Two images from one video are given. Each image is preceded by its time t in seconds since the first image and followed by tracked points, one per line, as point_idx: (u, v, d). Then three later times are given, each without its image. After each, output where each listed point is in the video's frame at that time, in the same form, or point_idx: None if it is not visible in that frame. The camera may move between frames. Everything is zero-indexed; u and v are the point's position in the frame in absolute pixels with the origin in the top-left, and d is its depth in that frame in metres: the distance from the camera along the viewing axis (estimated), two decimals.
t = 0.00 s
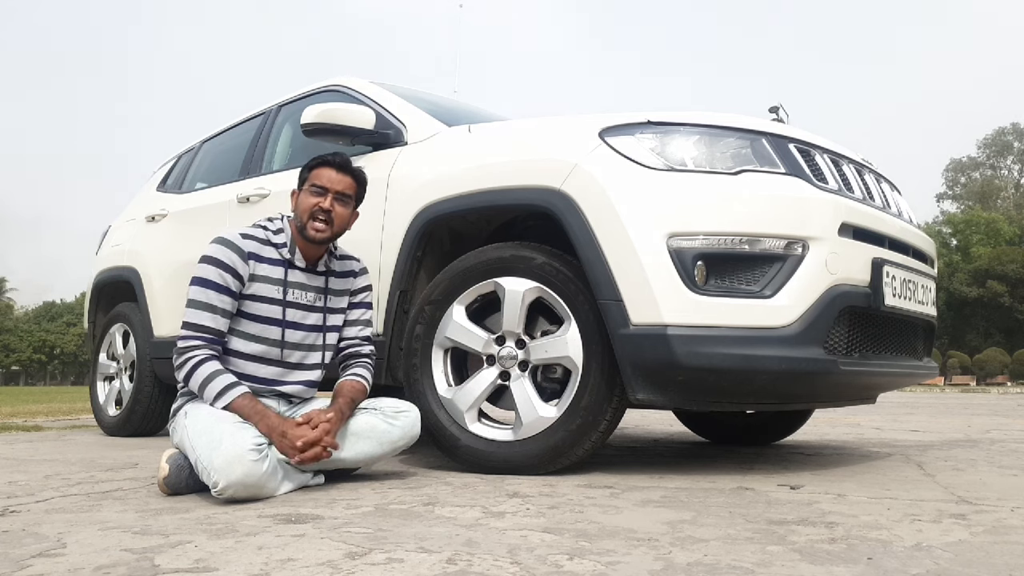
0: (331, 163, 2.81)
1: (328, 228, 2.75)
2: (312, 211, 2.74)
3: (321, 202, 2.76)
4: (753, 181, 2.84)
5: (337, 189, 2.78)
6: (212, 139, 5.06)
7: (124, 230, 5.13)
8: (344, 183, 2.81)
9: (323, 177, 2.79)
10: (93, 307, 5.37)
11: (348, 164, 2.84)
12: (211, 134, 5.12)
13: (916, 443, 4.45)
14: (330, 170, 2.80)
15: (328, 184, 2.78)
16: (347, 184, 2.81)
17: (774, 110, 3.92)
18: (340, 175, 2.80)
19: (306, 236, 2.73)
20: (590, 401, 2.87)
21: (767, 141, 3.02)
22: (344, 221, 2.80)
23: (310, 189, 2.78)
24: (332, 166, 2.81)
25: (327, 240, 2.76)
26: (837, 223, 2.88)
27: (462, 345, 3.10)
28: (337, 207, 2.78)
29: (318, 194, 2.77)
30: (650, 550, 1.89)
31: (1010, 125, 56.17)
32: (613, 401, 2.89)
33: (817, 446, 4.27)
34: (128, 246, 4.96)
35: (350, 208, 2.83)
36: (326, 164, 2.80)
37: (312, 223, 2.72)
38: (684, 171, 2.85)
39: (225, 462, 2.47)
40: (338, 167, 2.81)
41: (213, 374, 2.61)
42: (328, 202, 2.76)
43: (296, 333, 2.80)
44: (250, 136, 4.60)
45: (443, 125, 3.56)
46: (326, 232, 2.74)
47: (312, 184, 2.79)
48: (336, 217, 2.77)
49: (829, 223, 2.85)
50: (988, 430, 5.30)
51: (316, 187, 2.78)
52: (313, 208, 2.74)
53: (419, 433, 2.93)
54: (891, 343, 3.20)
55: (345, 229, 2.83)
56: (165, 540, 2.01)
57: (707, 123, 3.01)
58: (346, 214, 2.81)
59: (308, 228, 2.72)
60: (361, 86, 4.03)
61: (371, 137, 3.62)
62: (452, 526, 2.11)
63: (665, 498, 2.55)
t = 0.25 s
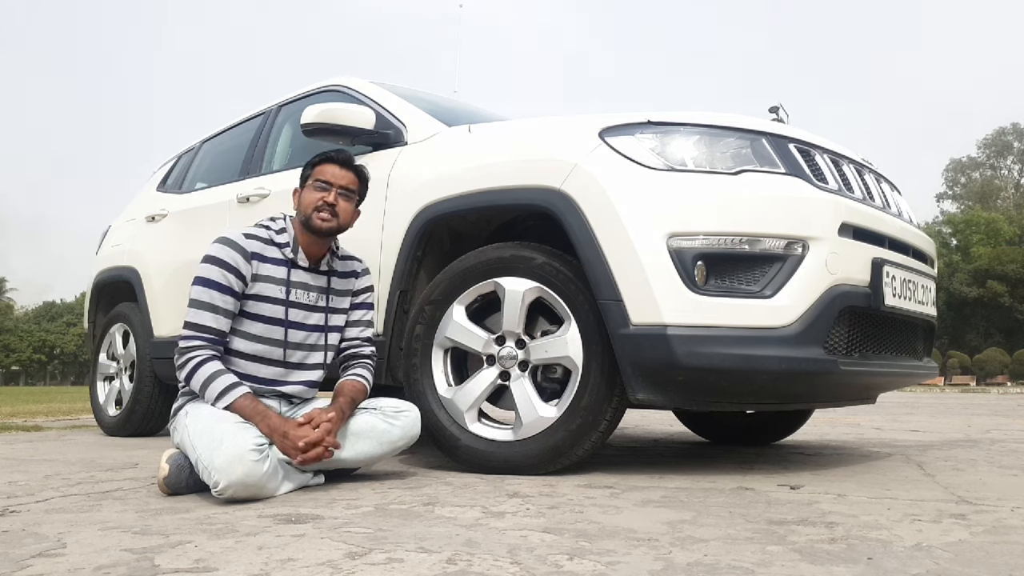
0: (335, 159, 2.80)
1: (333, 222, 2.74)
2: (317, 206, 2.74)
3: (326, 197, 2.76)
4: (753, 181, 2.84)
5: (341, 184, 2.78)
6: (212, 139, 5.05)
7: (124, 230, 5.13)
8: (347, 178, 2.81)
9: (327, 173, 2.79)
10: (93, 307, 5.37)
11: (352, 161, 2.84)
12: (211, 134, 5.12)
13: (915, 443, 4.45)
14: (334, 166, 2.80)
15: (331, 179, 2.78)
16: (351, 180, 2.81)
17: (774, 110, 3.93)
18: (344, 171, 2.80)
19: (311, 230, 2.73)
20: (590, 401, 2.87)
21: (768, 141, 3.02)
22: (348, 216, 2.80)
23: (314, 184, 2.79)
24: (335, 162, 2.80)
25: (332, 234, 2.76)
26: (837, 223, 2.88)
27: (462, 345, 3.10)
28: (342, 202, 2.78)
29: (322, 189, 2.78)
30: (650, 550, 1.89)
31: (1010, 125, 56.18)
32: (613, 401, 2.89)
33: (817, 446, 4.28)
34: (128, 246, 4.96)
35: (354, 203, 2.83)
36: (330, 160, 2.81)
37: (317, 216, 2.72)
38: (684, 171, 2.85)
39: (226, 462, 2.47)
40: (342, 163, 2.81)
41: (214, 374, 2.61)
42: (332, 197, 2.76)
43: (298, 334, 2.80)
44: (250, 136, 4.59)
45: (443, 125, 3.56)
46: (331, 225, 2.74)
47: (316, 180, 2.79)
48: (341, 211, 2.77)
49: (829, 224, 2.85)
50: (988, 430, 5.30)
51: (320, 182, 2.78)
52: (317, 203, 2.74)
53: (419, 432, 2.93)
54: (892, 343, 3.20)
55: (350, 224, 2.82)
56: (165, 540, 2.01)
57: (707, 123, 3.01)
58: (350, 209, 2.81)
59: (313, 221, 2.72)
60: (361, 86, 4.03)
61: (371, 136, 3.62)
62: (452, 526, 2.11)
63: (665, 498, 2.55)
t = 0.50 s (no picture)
0: (339, 174, 2.79)
1: (329, 238, 2.74)
2: (317, 220, 2.73)
3: (326, 212, 2.75)
4: (753, 181, 2.84)
5: (342, 201, 2.77)
6: (212, 139, 5.05)
7: (124, 230, 5.13)
8: (350, 195, 2.79)
9: (329, 187, 2.78)
10: (93, 307, 5.37)
11: (355, 175, 2.83)
12: (212, 134, 5.12)
13: (916, 443, 4.45)
14: (338, 180, 2.78)
15: (333, 195, 2.77)
16: (353, 196, 2.80)
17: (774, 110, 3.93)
18: (348, 187, 2.79)
19: (308, 243, 2.73)
20: (590, 402, 2.87)
21: (768, 141, 3.02)
22: (347, 233, 2.79)
23: (316, 197, 2.78)
24: (340, 176, 2.79)
25: (327, 249, 2.76)
26: (837, 222, 2.88)
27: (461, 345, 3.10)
28: (341, 219, 2.76)
29: (323, 203, 2.76)
30: (650, 550, 1.89)
31: (1010, 125, 56.19)
32: (613, 401, 2.89)
33: (817, 446, 4.28)
34: (128, 246, 4.96)
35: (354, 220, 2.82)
36: (334, 173, 2.79)
37: (316, 232, 2.72)
38: (684, 171, 2.85)
39: (226, 462, 2.47)
40: (346, 178, 2.79)
41: (213, 376, 2.61)
42: (332, 213, 2.75)
43: (298, 337, 2.81)
44: (250, 136, 4.59)
45: (443, 125, 3.56)
46: (326, 241, 2.74)
47: (318, 192, 2.78)
48: (341, 228, 2.76)
49: (829, 224, 2.85)
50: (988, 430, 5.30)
51: (322, 196, 2.77)
52: (316, 217, 2.74)
53: (418, 432, 2.93)
54: (892, 343, 3.20)
55: (348, 240, 2.82)
56: (164, 540, 2.01)
57: (707, 123, 3.01)
58: (349, 226, 2.80)
59: (312, 236, 2.72)
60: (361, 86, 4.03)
61: (371, 137, 3.62)
62: (452, 526, 2.11)
63: (665, 498, 2.55)
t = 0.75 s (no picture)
0: (341, 172, 2.80)
1: (331, 237, 2.74)
2: (318, 220, 2.73)
3: (328, 210, 2.75)
4: (753, 181, 2.84)
5: (344, 199, 2.77)
6: (213, 139, 5.05)
7: (124, 230, 5.14)
8: (352, 193, 2.79)
9: (330, 186, 2.78)
10: (94, 307, 5.38)
11: (356, 173, 2.82)
12: (212, 134, 5.11)
13: (916, 443, 4.45)
14: (339, 178, 2.79)
15: (334, 193, 2.77)
16: (354, 194, 2.79)
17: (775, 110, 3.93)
18: (349, 184, 2.79)
19: (310, 242, 2.74)
20: (591, 402, 2.87)
21: (768, 141, 3.02)
22: (349, 231, 2.79)
23: (317, 196, 2.77)
24: (341, 174, 2.79)
25: (330, 249, 2.76)
26: (838, 222, 2.88)
27: (462, 345, 3.10)
28: (343, 217, 2.76)
29: (324, 203, 2.76)
30: (650, 550, 1.89)
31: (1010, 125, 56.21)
32: (613, 401, 2.89)
33: (817, 445, 4.28)
34: (128, 246, 4.96)
35: (356, 218, 2.82)
36: (334, 172, 2.79)
37: (316, 232, 2.72)
38: (684, 171, 2.85)
39: (226, 462, 2.47)
40: (347, 176, 2.80)
41: (213, 376, 2.61)
42: (334, 212, 2.75)
43: (299, 337, 2.81)
44: (250, 136, 4.59)
45: (443, 125, 3.56)
46: (329, 241, 2.74)
47: (320, 191, 2.78)
48: (342, 227, 2.76)
49: (829, 224, 2.85)
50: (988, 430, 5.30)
51: (323, 195, 2.77)
52: (318, 215, 2.73)
53: (419, 432, 2.93)
54: (892, 343, 3.20)
55: (351, 238, 2.82)
56: (165, 540, 2.01)
57: (707, 123, 3.01)
58: (352, 224, 2.80)
59: (313, 236, 2.72)
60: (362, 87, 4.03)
61: (371, 137, 3.62)
62: (453, 526, 2.11)
63: (665, 498, 2.55)
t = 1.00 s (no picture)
0: (341, 173, 2.80)
1: (332, 237, 2.74)
2: (318, 220, 2.73)
3: (328, 211, 2.75)
4: (753, 181, 2.84)
5: (344, 200, 2.77)
6: (213, 139, 5.05)
7: (124, 230, 5.14)
8: (352, 193, 2.79)
9: (331, 186, 2.78)
10: (94, 307, 5.38)
11: (356, 174, 2.83)
12: (212, 134, 5.11)
13: (915, 443, 4.46)
14: (339, 179, 2.79)
15: (335, 194, 2.77)
16: (355, 195, 2.79)
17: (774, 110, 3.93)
18: (349, 185, 2.79)
19: (311, 243, 2.74)
20: (591, 402, 2.88)
21: (768, 141, 3.02)
22: (350, 232, 2.79)
23: (317, 196, 2.77)
24: (341, 175, 2.79)
25: (330, 249, 2.76)
26: (837, 222, 2.88)
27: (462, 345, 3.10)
28: (344, 218, 2.76)
29: (325, 203, 2.76)
30: (650, 550, 1.89)
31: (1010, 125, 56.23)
32: (613, 402, 2.89)
33: (816, 445, 4.28)
34: (128, 246, 4.96)
35: (357, 218, 2.82)
36: (335, 173, 2.79)
37: (317, 232, 2.72)
38: (684, 171, 2.85)
39: (225, 462, 2.47)
40: (347, 177, 2.80)
41: (213, 377, 2.61)
42: (335, 212, 2.75)
43: (299, 338, 2.81)
44: (250, 136, 4.59)
45: (443, 125, 3.56)
46: (330, 241, 2.74)
47: (320, 191, 2.78)
48: (342, 227, 2.76)
49: (829, 224, 2.85)
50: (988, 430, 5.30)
51: (323, 195, 2.77)
52: (319, 216, 2.74)
53: (419, 432, 2.93)
54: (892, 343, 3.21)
55: (351, 239, 2.82)
56: (165, 540, 2.01)
57: (707, 123, 3.01)
58: (352, 225, 2.80)
59: (313, 236, 2.73)
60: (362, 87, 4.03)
61: (371, 137, 3.62)
62: (453, 526, 2.11)
63: (665, 498, 2.55)
